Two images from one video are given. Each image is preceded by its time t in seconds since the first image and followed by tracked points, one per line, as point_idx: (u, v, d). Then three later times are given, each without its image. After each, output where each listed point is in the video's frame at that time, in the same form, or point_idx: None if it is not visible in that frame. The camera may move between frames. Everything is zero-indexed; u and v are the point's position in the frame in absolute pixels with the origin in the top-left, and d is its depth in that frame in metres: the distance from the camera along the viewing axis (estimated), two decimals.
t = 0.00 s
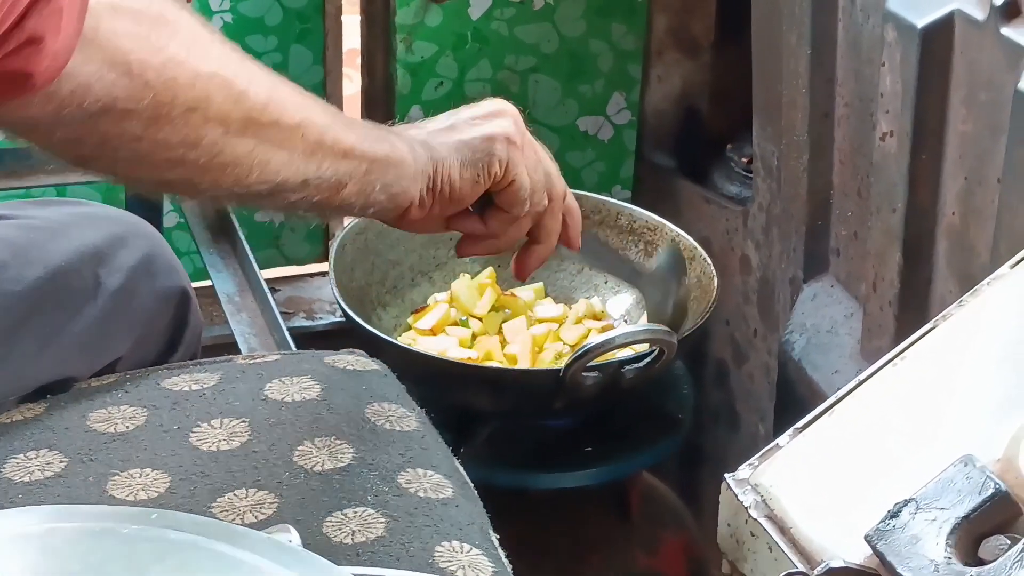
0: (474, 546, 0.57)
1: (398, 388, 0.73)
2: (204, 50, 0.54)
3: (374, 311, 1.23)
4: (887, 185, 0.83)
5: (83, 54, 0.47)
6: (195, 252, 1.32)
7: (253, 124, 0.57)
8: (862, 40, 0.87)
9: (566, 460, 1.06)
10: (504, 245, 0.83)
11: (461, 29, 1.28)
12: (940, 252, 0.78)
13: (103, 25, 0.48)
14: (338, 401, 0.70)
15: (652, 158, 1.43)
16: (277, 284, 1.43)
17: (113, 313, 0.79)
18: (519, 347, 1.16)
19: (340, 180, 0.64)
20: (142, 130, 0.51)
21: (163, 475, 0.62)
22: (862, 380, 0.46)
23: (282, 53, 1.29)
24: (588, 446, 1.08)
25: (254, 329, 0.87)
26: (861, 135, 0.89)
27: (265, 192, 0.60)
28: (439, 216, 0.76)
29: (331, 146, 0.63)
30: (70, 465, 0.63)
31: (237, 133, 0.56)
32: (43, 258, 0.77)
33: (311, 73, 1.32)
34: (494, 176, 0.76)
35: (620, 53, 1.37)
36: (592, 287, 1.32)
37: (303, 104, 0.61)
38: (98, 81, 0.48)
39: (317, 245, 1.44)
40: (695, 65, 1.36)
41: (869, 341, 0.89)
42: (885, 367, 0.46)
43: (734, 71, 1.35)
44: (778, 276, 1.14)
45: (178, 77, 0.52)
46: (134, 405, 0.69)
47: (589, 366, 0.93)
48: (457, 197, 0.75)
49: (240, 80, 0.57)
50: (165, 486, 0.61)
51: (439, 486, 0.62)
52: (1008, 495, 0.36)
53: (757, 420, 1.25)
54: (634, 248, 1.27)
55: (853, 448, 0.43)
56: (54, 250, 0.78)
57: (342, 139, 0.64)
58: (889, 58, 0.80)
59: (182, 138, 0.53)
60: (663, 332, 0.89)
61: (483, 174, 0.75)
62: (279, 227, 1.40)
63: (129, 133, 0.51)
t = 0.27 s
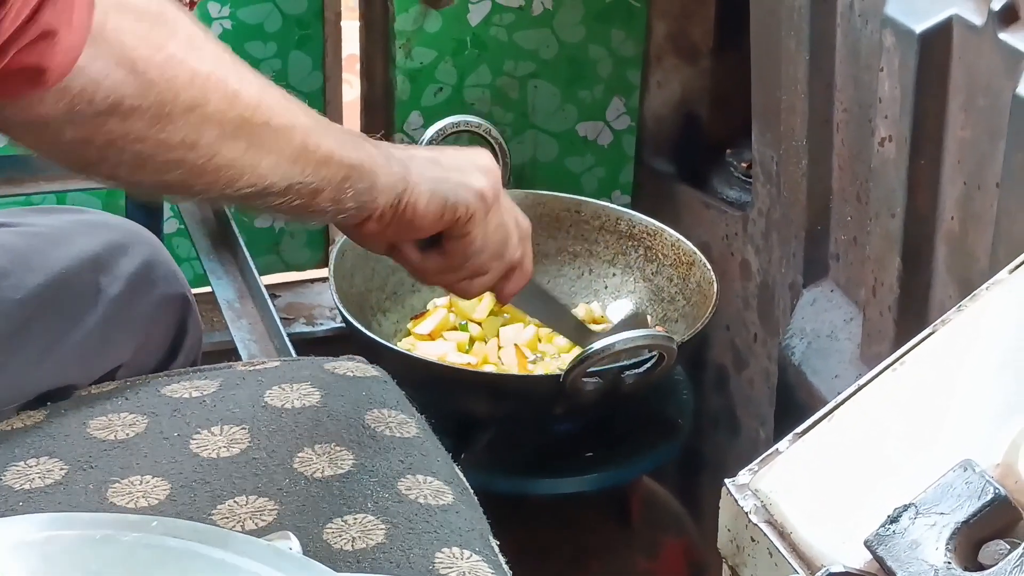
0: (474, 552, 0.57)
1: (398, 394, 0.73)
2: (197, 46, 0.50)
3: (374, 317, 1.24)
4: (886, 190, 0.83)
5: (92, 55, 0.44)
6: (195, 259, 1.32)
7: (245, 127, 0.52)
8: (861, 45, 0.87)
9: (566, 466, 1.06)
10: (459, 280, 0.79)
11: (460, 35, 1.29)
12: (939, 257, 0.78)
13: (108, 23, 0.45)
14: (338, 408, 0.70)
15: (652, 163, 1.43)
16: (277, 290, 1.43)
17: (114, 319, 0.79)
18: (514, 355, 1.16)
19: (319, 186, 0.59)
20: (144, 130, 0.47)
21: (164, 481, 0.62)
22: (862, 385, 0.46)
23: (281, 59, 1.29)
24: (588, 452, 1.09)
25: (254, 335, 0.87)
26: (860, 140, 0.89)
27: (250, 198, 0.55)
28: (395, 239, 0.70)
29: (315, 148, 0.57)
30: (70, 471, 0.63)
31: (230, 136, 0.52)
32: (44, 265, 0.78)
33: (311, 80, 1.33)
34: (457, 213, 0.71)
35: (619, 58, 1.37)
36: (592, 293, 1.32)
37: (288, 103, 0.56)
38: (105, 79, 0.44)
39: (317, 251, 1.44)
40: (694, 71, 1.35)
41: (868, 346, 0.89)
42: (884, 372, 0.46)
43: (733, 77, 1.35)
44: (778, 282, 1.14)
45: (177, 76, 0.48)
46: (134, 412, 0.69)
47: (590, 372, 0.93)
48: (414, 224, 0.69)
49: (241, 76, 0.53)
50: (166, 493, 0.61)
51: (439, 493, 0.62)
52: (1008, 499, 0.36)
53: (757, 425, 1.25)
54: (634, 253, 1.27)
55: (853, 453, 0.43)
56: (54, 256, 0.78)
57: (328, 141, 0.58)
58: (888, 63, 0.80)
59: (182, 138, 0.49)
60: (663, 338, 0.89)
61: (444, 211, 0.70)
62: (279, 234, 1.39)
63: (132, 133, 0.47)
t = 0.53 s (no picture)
0: (474, 555, 0.57)
1: (398, 397, 0.73)
2: (186, 66, 0.51)
3: (374, 320, 1.24)
4: (886, 194, 0.83)
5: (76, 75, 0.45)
6: (195, 261, 1.32)
7: (228, 141, 0.53)
8: (861, 49, 0.87)
9: (566, 468, 1.06)
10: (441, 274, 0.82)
11: (461, 39, 1.29)
12: (940, 261, 0.78)
13: (90, 53, 0.45)
14: (338, 411, 0.70)
15: (653, 166, 1.44)
16: (277, 293, 1.43)
17: (114, 322, 0.79)
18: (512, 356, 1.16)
19: (307, 190, 0.60)
20: (125, 152, 0.48)
21: (164, 484, 0.62)
22: (862, 389, 0.46)
23: (282, 62, 1.30)
24: (587, 455, 1.09)
25: (254, 338, 0.87)
26: (860, 144, 0.89)
27: (238, 207, 0.57)
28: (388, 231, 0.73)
29: (303, 155, 0.58)
30: (70, 474, 0.63)
31: (214, 150, 0.53)
32: (44, 269, 0.78)
33: (311, 83, 1.33)
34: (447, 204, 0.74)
35: (620, 62, 1.37)
36: (591, 296, 1.32)
37: (276, 113, 0.57)
38: (86, 108, 0.45)
39: (317, 254, 1.44)
40: (694, 74, 1.36)
41: (868, 349, 0.89)
42: (884, 376, 0.46)
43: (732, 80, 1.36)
44: (778, 285, 1.15)
45: (159, 101, 0.49)
46: (134, 414, 0.69)
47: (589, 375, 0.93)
48: (405, 217, 0.71)
49: (223, 94, 0.53)
50: (166, 495, 0.61)
51: (439, 496, 0.62)
52: (1007, 503, 0.36)
53: (757, 429, 1.25)
54: (634, 256, 1.27)
55: (853, 457, 0.43)
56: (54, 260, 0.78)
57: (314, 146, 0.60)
58: (889, 67, 0.80)
59: (163, 160, 0.50)
60: (663, 341, 0.89)
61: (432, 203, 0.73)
62: (279, 236, 1.39)
63: (112, 157, 0.48)
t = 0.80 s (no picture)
0: (475, 554, 0.57)
1: (399, 395, 0.73)
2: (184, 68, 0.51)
3: (374, 319, 1.24)
4: (886, 193, 0.83)
5: (102, 55, 0.46)
6: (195, 259, 1.32)
7: (260, 116, 0.55)
8: (861, 48, 0.87)
9: (566, 468, 1.07)
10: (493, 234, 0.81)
11: (460, 37, 1.29)
12: (940, 259, 0.78)
13: (116, 29, 0.47)
14: (339, 409, 0.70)
15: (652, 166, 1.43)
16: (277, 292, 1.43)
17: (113, 322, 0.79)
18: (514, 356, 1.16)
19: (347, 164, 0.62)
20: (158, 127, 0.50)
21: (164, 482, 0.62)
22: (862, 387, 0.46)
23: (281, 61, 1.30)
24: (588, 454, 1.09)
25: (255, 336, 0.87)
26: (860, 142, 0.89)
27: (275, 181, 0.59)
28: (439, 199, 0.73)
29: (336, 129, 0.60)
30: (70, 472, 0.63)
31: (247, 126, 0.54)
32: (44, 268, 0.77)
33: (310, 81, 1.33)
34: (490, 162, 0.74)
35: (619, 60, 1.37)
36: (591, 295, 1.31)
37: (308, 90, 0.59)
38: (113, 85, 0.47)
39: (317, 253, 1.44)
40: (694, 73, 1.36)
41: (868, 348, 0.89)
42: (885, 374, 0.46)
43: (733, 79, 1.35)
44: (778, 284, 1.15)
45: (188, 75, 0.50)
46: (134, 413, 0.69)
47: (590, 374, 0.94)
48: (453, 183, 0.71)
49: (249, 73, 0.54)
50: (166, 494, 0.61)
51: (439, 494, 0.62)
52: (1007, 501, 0.36)
53: (757, 427, 1.25)
54: (633, 254, 1.27)
55: (854, 455, 0.43)
56: (54, 258, 0.78)
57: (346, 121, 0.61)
58: (888, 66, 0.80)
59: (193, 135, 0.52)
60: (663, 340, 0.89)
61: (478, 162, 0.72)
62: (279, 234, 1.39)
63: (145, 132, 0.50)
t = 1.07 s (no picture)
0: (477, 555, 0.57)
1: (401, 396, 0.73)
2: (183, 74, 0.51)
3: (376, 320, 1.24)
4: (888, 193, 0.83)
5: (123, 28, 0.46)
6: (197, 261, 1.33)
7: (274, 101, 0.54)
8: (863, 48, 0.87)
9: (570, 468, 1.06)
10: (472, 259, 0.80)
11: (462, 38, 1.29)
12: (942, 260, 0.78)
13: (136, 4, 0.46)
14: (341, 411, 0.70)
15: (655, 166, 1.43)
16: (279, 293, 1.44)
17: (116, 324, 0.79)
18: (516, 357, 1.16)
19: (353, 157, 0.61)
20: (175, 107, 0.49)
21: (167, 484, 0.62)
22: (864, 388, 0.46)
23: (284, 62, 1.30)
24: (591, 455, 1.08)
25: (257, 338, 0.87)
26: (862, 143, 0.89)
27: (283, 170, 0.58)
28: (423, 212, 0.72)
29: (342, 123, 0.59)
30: (73, 474, 0.63)
31: (260, 110, 0.54)
32: (46, 270, 0.78)
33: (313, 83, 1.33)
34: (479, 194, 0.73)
35: (620, 61, 1.37)
36: (594, 296, 1.31)
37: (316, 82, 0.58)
38: (136, 57, 0.46)
39: (319, 254, 1.44)
40: (696, 73, 1.35)
41: (871, 348, 0.89)
42: (887, 374, 0.46)
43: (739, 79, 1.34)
44: (780, 284, 1.15)
45: (205, 53, 0.50)
46: (137, 414, 0.69)
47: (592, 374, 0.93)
48: (442, 199, 0.71)
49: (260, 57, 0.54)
50: (169, 495, 0.61)
51: (441, 495, 0.62)
52: (1010, 502, 0.36)
53: (759, 428, 1.25)
54: (636, 255, 1.27)
55: (856, 456, 0.43)
56: (57, 260, 0.78)
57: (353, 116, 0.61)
58: (890, 66, 0.80)
59: (212, 116, 0.51)
60: (665, 340, 0.89)
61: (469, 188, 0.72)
62: (281, 236, 1.40)
63: (163, 111, 0.49)
